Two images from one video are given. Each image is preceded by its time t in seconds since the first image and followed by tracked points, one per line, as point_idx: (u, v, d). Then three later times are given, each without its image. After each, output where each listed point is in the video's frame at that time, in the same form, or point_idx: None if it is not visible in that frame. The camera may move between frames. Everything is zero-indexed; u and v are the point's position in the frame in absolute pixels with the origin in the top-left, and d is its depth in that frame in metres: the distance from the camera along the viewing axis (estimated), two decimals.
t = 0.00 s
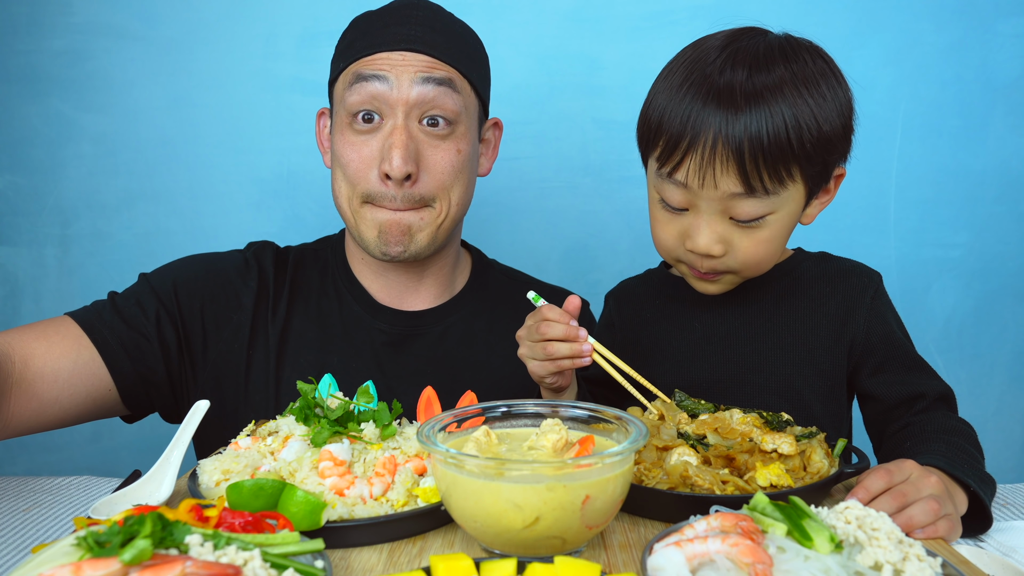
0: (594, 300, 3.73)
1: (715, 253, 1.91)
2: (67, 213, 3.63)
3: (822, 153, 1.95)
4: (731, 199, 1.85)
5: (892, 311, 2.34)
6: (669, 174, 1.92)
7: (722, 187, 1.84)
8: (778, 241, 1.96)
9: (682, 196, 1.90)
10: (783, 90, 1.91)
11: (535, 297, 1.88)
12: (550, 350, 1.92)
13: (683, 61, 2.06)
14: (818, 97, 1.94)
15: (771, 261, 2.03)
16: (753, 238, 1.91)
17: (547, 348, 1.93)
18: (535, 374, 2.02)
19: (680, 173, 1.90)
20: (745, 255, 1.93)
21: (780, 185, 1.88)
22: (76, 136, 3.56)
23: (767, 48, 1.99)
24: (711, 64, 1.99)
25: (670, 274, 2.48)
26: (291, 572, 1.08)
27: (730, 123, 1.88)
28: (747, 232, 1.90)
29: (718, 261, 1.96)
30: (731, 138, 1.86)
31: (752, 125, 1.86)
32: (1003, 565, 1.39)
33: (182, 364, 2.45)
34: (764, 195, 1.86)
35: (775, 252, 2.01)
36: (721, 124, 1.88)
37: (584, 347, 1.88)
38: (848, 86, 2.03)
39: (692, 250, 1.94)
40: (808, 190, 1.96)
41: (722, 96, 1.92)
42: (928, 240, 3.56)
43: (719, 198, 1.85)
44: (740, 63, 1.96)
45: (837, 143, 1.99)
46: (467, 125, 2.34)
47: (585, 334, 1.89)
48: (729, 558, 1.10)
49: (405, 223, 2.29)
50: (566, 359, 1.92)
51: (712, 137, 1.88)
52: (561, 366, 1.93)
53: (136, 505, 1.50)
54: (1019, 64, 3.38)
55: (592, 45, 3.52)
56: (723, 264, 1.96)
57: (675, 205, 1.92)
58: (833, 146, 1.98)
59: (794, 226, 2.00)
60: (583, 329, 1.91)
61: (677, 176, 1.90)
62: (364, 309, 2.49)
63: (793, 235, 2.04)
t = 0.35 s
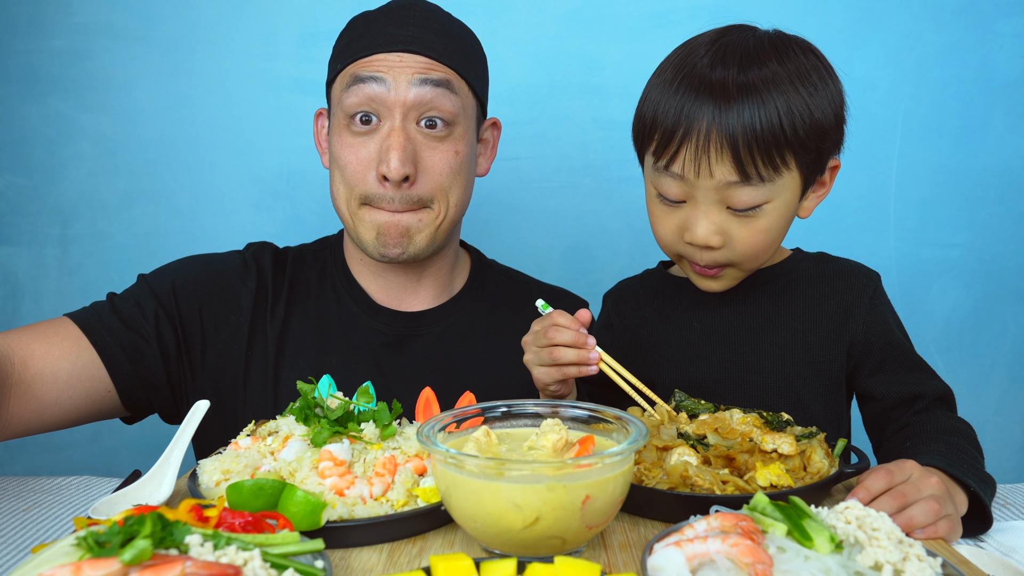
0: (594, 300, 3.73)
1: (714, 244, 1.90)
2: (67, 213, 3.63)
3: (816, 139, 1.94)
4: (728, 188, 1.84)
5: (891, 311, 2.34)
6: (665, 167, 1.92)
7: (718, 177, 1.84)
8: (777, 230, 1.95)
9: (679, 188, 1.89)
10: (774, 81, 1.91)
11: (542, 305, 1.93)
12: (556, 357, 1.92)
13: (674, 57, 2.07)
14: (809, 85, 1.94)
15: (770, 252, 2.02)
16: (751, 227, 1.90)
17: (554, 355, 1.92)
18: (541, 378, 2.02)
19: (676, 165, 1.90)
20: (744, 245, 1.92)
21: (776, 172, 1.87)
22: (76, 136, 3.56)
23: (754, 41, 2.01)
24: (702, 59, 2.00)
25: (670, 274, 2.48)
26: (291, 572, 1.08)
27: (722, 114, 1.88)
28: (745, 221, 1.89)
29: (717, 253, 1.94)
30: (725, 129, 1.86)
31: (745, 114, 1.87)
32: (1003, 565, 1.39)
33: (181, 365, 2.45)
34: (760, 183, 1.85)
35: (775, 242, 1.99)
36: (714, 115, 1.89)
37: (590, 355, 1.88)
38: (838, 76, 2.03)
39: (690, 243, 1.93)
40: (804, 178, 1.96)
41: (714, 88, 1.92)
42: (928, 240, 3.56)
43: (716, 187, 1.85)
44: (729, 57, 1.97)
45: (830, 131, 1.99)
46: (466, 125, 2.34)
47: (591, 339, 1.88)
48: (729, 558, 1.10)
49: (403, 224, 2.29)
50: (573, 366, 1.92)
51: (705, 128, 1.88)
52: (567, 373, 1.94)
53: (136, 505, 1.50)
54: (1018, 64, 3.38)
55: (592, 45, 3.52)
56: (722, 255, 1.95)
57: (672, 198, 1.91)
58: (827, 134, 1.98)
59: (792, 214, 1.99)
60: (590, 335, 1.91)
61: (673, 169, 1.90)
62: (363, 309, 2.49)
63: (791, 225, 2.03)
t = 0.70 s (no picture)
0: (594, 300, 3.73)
1: (712, 172, 2.05)
2: (67, 213, 3.63)
3: (820, 111, 2.16)
4: (735, 120, 2.07)
5: (887, 312, 2.35)
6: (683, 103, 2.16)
7: (729, 108, 2.09)
8: (772, 179, 2.09)
9: (692, 119, 2.12)
10: (793, 50, 2.20)
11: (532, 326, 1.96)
12: (551, 369, 1.93)
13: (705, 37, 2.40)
14: (825, 70, 2.21)
15: (764, 209, 2.12)
16: (749, 164, 2.05)
17: (549, 366, 1.93)
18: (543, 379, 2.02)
19: (693, 100, 2.15)
20: (740, 182, 2.05)
21: (779, 118, 2.09)
22: (76, 136, 3.56)
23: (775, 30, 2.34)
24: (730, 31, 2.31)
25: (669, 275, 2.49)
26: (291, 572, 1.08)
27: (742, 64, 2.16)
28: (745, 156, 2.06)
29: (714, 187, 2.07)
30: (743, 71, 2.12)
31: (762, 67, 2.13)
32: (1003, 565, 1.39)
33: (180, 367, 2.44)
34: (764, 122, 2.07)
35: (768, 194, 2.10)
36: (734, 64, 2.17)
37: (584, 365, 1.88)
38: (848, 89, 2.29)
39: (691, 172, 2.07)
40: (804, 142, 2.14)
41: (738, 43, 2.21)
42: (928, 240, 3.56)
43: (725, 118, 2.08)
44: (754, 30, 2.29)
45: (836, 119, 2.21)
46: (464, 128, 2.35)
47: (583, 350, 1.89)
48: (729, 558, 1.09)
49: (402, 226, 2.29)
50: (569, 378, 1.92)
51: (725, 70, 2.15)
52: (564, 385, 1.93)
53: (135, 505, 1.50)
54: (1018, 64, 3.38)
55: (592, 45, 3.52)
56: (719, 191, 2.07)
57: (684, 127, 2.12)
58: (834, 117, 2.20)
59: (789, 173, 2.13)
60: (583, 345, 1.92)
61: (690, 102, 2.15)
62: (362, 310, 2.49)
63: (788, 194, 2.18)
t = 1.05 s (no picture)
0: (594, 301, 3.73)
1: (720, 166, 2.05)
2: (67, 213, 3.63)
3: (829, 115, 2.18)
4: (745, 116, 2.07)
5: (889, 311, 2.34)
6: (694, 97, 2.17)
7: (740, 102, 2.10)
8: (779, 177, 2.09)
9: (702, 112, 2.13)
10: (802, 52, 2.22)
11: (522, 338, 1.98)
12: (547, 370, 1.92)
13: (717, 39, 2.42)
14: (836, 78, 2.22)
15: (772, 206, 2.12)
16: (757, 160, 2.06)
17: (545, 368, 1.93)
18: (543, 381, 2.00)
19: (704, 95, 2.16)
20: (748, 177, 2.05)
21: (789, 117, 2.10)
22: (76, 136, 3.56)
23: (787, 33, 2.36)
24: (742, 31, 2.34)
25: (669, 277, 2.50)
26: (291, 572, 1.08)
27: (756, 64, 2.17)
28: (753, 152, 2.06)
29: (721, 180, 2.07)
30: (754, 69, 2.14)
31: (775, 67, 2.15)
32: (1003, 565, 1.39)
33: (179, 367, 2.44)
34: (774, 120, 2.08)
35: (775, 193, 2.11)
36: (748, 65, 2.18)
37: (578, 361, 1.87)
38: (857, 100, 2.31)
39: (700, 165, 2.08)
40: (811, 144, 2.15)
41: (750, 42, 2.22)
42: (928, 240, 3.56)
43: (735, 113, 2.09)
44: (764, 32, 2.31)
45: (843, 123, 2.22)
46: (461, 130, 2.35)
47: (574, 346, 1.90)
48: (729, 557, 1.10)
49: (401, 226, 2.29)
50: (567, 376, 1.91)
51: (736, 66, 2.16)
52: (563, 383, 1.92)
53: (135, 505, 1.50)
54: (1019, 64, 3.38)
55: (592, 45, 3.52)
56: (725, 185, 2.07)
57: (693, 120, 2.13)
58: (841, 121, 2.21)
59: (796, 173, 2.14)
60: (574, 341, 1.93)
61: (701, 97, 2.16)
62: (362, 310, 2.49)
63: (794, 195, 2.18)
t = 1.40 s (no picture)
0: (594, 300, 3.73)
1: (722, 178, 2.05)
2: (67, 213, 3.63)
3: (838, 133, 2.18)
4: (753, 130, 2.07)
5: (882, 312, 2.37)
6: (703, 102, 2.16)
7: (751, 114, 2.08)
8: (781, 194, 2.11)
9: (710, 121, 2.12)
10: (818, 65, 2.20)
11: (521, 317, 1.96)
12: (567, 331, 1.86)
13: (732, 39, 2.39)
14: (848, 93, 2.21)
15: (767, 221, 2.14)
16: (760, 176, 2.06)
17: (564, 330, 1.87)
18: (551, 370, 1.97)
19: (716, 100, 2.14)
20: (749, 192, 2.06)
21: (797, 135, 2.10)
22: (76, 136, 3.56)
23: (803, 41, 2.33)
24: (760, 37, 2.31)
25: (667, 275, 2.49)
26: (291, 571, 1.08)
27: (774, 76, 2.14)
28: (757, 168, 2.06)
29: (721, 192, 2.07)
30: (768, 80, 2.12)
31: (789, 81, 2.12)
32: (1003, 565, 1.39)
33: (179, 367, 2.44)
34: (781, 138, 2.08)
35: (775, 208, 2.12)
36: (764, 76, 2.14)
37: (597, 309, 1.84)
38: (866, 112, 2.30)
39: (701, 175, 2.08)
40: (816, 161, 2.17)
41: (764, 51, 2.21)
42: (928, 240, 3.56)
43: (742, 127, 2.08)
44: (780, 39, 2.28)
45: (849, 141, 2.23)
46: (461, 130, 2.35)
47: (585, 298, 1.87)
48: (729, 558, 1.10)
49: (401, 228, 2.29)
50: (588, 331, 1.87)
51: (752, 76, 2.14)
52: (586, 339, 1.87)
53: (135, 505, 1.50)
54: (1018, 64, 3.38)
55: (592, 45, 3.52)
56: (726, 199, 2.08)
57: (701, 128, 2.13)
58: (847, 139, 2.22)
59: (797, 190, 2.16)
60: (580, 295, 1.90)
61: (712, 102, 2.14)
62: (362, 309, 2.49)
63: (792, 208, 2.20)
